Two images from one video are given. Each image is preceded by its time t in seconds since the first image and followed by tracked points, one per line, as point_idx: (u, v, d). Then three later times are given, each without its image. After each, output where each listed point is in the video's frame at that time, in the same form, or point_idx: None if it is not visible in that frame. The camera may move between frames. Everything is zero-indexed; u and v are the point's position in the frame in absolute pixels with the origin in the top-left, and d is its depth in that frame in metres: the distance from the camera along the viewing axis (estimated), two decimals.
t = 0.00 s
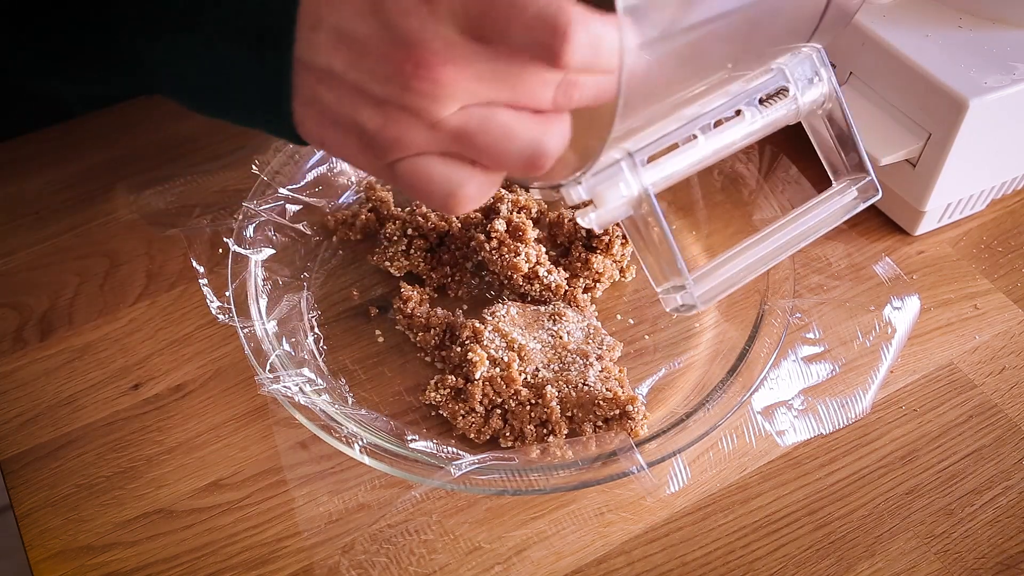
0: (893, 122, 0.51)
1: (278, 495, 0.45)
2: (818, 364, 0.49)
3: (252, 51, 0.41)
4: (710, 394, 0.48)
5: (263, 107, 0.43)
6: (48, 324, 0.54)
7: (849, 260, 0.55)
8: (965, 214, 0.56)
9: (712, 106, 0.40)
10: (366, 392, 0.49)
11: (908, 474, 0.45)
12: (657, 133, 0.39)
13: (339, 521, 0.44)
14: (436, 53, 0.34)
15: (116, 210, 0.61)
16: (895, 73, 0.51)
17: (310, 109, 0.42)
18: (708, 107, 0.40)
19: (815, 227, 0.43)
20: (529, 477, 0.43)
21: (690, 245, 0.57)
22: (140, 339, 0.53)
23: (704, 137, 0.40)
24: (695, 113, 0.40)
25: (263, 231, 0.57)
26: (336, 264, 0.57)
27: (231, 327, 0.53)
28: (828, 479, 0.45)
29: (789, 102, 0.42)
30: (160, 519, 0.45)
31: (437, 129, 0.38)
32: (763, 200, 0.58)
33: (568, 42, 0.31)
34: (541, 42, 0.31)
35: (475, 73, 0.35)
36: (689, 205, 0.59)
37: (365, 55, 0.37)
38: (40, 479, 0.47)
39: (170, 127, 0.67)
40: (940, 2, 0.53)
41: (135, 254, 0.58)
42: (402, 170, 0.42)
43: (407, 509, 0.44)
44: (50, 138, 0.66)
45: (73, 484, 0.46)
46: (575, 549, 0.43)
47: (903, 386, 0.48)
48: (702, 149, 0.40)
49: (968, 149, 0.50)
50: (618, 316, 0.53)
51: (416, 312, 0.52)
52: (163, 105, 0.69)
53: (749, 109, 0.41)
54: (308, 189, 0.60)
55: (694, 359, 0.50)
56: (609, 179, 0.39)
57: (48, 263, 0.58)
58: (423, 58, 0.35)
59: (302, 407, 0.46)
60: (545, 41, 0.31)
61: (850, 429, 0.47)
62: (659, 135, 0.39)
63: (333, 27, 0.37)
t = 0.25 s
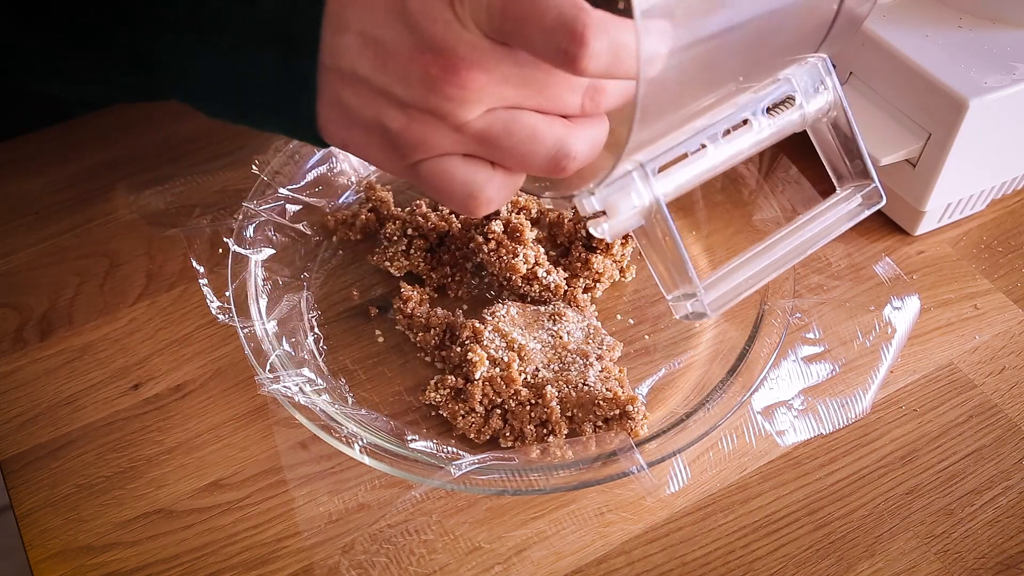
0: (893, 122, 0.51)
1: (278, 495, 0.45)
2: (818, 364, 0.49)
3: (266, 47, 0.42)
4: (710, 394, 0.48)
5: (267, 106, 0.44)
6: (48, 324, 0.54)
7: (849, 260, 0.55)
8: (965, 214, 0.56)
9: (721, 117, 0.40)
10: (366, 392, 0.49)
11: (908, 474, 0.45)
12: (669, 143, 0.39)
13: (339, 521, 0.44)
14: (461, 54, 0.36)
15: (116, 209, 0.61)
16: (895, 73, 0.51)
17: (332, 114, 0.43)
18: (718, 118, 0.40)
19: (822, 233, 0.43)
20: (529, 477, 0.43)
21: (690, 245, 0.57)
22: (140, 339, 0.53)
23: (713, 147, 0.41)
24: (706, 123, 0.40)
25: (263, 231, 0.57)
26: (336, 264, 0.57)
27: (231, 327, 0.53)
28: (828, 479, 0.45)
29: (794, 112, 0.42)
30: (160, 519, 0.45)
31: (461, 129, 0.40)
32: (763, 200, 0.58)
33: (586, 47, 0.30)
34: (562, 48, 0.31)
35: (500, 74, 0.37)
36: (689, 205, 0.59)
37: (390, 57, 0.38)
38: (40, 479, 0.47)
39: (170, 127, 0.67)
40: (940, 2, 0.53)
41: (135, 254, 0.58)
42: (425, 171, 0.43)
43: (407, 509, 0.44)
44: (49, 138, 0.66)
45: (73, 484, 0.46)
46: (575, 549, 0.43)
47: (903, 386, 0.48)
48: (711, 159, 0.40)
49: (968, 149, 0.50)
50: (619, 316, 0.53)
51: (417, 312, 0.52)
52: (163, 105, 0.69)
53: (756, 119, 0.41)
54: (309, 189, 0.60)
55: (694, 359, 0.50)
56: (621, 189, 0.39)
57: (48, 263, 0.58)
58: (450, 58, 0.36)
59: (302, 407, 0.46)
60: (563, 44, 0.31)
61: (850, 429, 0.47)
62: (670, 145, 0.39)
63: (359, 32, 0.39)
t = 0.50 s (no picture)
0: (893, 122, 0.51)
1: (278, 495, 0.45)
2: (818, 364, 0.49)
3: (267, 44, 0.42)
4: (710, 394, 0.48)
5: (270, 106, 0.44)
6: (48, 324, 0.54)
7: (849, 260, 0.55)
8: (965, 214, 0.56)
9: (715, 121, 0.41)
10: (366, 392, 0.49)
11: (908, 474, 0.45)
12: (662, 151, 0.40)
13: (339, 521, 0.44)
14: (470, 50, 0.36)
15: (116, 209, 0.61)
16: (894, 73, 0.51)
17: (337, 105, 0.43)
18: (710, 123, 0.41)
19: (821, 239, 0.43)
20: (529, 477, 0.43)
21: (690, 245, 0.57)
22: (140, 339, 0.53)
23: (707, 150, 0.42)
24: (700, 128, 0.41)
25: (263, 231, 0.57)
26: (336, 265, 0.57)
27: (231, 327, 0.53)
28: (828, 479, 0.45)
29: (793, 114, 0.42)
30: (160, 519, 0.45)
31: (465, 128, 0.39)
32: (763, 200, 0.58)
33: (597, 44, 0.31)
34: (570, 43, 0.31)
35: (506, 74, 0.37)
36: (689, 205, 0.60)
37: (398, 51, 0.38)
38: (40, 479, 0.47)
39: (169, 127, 0.67)
40: (940, 2, 0.53)
41: (135, 254, 0.58)
42: (425, 170, 0.43)
43: (407, 509, 0.44)
44: (49, 138, 0.66)
45: (73, 484, 0.46)
46: (575, 549, 0.43)
47: (903, 386, 0.48)
48: (704, 163, 0.42)
49: (968, 149, 0.50)
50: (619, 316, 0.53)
51: (417, 312, 0.52)
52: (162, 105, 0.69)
53: (751, 122, 0.42)
54: (309, 189, 0.60)
55: (694, 359, 0.50)
56: (613, 197, 0.40)
57: (48, 263, 0.58)
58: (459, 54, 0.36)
59: (302, 407, 0.46)
60: (574, 39, 0.31)
61: (850, 429, 0.47)
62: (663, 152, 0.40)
63: (370, 24, 0.38)
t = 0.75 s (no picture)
0: (893, 122, 0.51)
1: (278, 495, 0.45)
2: (818, 364, 0.49)
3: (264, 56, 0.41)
4: (710, 394, 0.48)
5: (269, 106, 0.43)
6: (48, 324, 0.54)
7: (849, 260, 0.55)
8: (965, 214, 0.56)
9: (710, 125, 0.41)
10: (366, 392, 0.49)
11: (908, 474, 0.45)
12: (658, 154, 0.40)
13: (339, 521, 0.44)
14: (454, 50, 0.34)
15: (116, 209, 0.61)
16: (893, 73, 0.51)
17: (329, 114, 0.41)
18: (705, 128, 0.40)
19: (818, 243, 0.43)
20: (529, 477, 0.43)
21: (690, 246, 0.57)
22: (140, 339, 0.53)
23: (702, 155, 0.41)
24: (695, 132, 0.40)
25: (263, 231, 0.57)
26: (336, 264, 0.57)
27: (231, 327, 0.53)
28: (828, 479, 0.45)
29: (786, 120, 0.42)
30: (160, 519, 0.45)
31: (455, 131, 0.38)
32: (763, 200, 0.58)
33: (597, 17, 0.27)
34: (576, 29, 0.31)
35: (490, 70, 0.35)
36: (689, 205, 0.60)
37: (380, 55, 0.37)
38: (40, 479, 0.47)
39: (169, 127, 0.67)
40: (939, 2, 0.53)
41: (135, 254, 0.58)
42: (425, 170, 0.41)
43: (407, 509, 0.44)
44: (49, 138, 0.66)
45: (73, 484, 0.46)
46: (575, 549, 0.43)
47: (903, 386, 0.48)
48: (699, 168, 0.41)
49: (968, 149, 0.50)
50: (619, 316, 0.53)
51: (416, 313, 0.52)
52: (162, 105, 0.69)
53: (746, 127, 0.41)
54: (309, 189, 0.60)
55: (694, 359, 0.50)
56: (609, 201, 0.39)
57: (48, 263, 0.58)
58: (440, 57, 0.35)
59: (302, 407, 0.46)
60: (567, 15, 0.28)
61: (850, 429, 0.47)
62: (659, 155, 0.40)
63: (351, 30, 0.37)
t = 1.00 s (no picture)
0: (893, 122, 0.51)
1: (278, 495, 0.45)
2: (818, 364, 0.49)
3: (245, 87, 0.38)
4: (710, 395, 0.48)
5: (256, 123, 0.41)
6: (48, 324, 0.54)
7: (849, 260, 0.55)
8: (964, 214, 0.56)
9: (728, 127, 0.40)
10: (366, 393, 0.49)
11: (908, 474, 0.45)
12: (675, 157, 0.39)
13: (339, 521, 0.44)
14: (391, 53, 0.33)
15: (116, 210, 0.61)
16: (893, 73, 0.51)
17: (294, 112, 0.40)
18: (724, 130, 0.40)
19: (846, 242, 0.41)
20: (529, 478, 0.43)
21: (690, 246, 0.57)
22: (140, 339, 0.53)
23: (722, 157, 0.40)
24: (714, 135, 0.39)
25: (263, 231, 0.57)
26: (336, 264, 0.57)
27: (231, 327, 0.53)
28: (828, 479, 0.45)
29: (812, 117, 0.41)
30: (160, 519, 0.45)
31: (416, 123, 0.37)
32: (763, 200, 0.58)
33: None
34: None
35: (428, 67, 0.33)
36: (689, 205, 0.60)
37: (318, 69, 0.35)
38: (40, 478, 0.47)
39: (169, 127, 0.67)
40: (940, 2, 0.53)
41: (135, 254, 0.58)
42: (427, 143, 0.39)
43: (407, 509, 0.44)
44: (49, 138, 0.66)
45: (73, 484, 0.46)
46: (575, 548, 0.43)
47: (903, 386, 0.48)
48: (719, 171, 0.40)
49: (968, 149, 0.50)
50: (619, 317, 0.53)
51: (416, 313, 0.52)
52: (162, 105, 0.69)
53: (767, 126, 0.41)
54: (309, 189, 0.60)
55: (694, 359, 0.50)
56: (623, 209, 0.39)
57: (48, 263, 0.58)
58: (379, 61, 0.33)
59: (302, 407, 0.47)
60: None
61: (850, 429, 0.47)
62: (674, 161, 0.39)
63: (285, 47, 0.35)
